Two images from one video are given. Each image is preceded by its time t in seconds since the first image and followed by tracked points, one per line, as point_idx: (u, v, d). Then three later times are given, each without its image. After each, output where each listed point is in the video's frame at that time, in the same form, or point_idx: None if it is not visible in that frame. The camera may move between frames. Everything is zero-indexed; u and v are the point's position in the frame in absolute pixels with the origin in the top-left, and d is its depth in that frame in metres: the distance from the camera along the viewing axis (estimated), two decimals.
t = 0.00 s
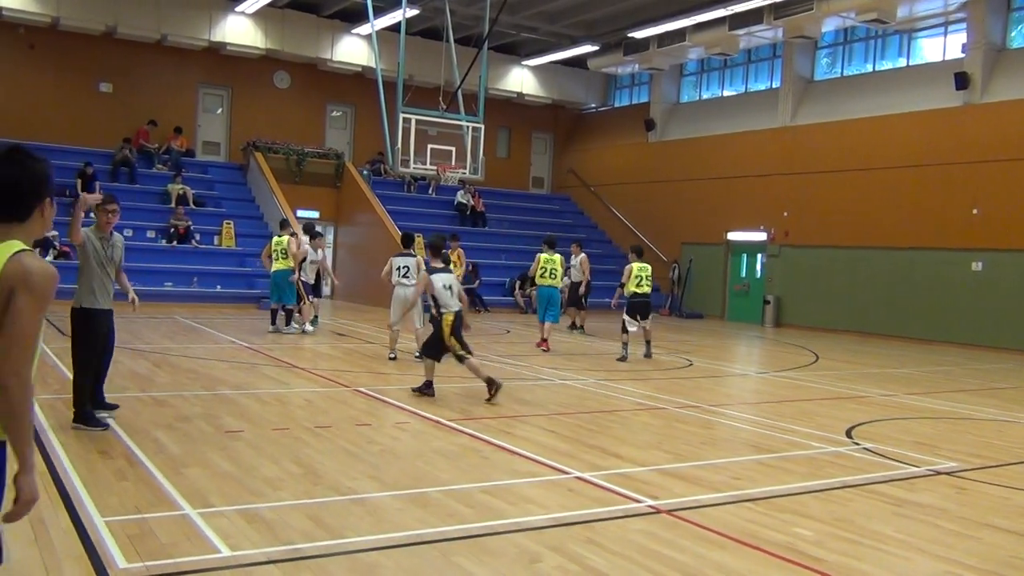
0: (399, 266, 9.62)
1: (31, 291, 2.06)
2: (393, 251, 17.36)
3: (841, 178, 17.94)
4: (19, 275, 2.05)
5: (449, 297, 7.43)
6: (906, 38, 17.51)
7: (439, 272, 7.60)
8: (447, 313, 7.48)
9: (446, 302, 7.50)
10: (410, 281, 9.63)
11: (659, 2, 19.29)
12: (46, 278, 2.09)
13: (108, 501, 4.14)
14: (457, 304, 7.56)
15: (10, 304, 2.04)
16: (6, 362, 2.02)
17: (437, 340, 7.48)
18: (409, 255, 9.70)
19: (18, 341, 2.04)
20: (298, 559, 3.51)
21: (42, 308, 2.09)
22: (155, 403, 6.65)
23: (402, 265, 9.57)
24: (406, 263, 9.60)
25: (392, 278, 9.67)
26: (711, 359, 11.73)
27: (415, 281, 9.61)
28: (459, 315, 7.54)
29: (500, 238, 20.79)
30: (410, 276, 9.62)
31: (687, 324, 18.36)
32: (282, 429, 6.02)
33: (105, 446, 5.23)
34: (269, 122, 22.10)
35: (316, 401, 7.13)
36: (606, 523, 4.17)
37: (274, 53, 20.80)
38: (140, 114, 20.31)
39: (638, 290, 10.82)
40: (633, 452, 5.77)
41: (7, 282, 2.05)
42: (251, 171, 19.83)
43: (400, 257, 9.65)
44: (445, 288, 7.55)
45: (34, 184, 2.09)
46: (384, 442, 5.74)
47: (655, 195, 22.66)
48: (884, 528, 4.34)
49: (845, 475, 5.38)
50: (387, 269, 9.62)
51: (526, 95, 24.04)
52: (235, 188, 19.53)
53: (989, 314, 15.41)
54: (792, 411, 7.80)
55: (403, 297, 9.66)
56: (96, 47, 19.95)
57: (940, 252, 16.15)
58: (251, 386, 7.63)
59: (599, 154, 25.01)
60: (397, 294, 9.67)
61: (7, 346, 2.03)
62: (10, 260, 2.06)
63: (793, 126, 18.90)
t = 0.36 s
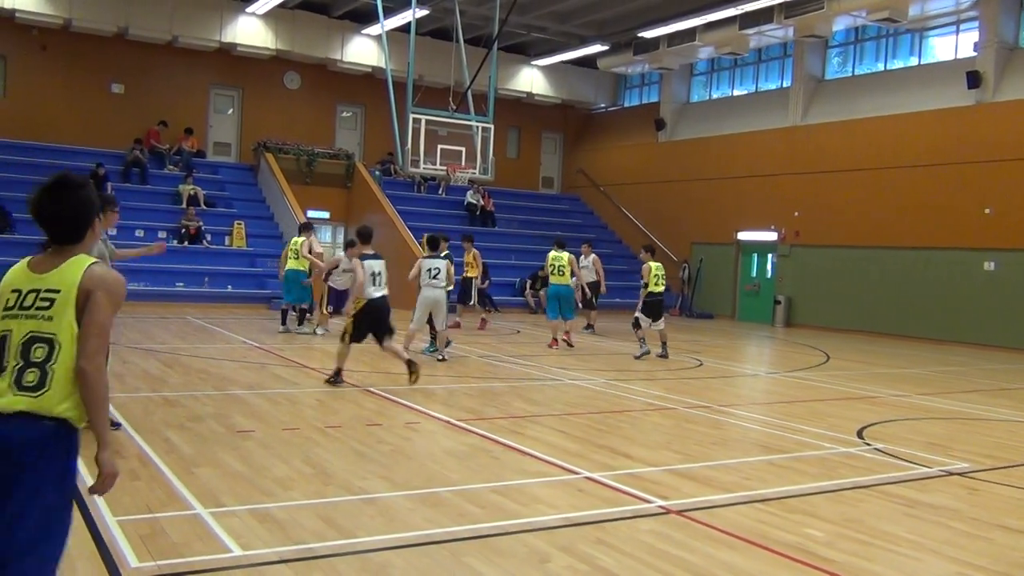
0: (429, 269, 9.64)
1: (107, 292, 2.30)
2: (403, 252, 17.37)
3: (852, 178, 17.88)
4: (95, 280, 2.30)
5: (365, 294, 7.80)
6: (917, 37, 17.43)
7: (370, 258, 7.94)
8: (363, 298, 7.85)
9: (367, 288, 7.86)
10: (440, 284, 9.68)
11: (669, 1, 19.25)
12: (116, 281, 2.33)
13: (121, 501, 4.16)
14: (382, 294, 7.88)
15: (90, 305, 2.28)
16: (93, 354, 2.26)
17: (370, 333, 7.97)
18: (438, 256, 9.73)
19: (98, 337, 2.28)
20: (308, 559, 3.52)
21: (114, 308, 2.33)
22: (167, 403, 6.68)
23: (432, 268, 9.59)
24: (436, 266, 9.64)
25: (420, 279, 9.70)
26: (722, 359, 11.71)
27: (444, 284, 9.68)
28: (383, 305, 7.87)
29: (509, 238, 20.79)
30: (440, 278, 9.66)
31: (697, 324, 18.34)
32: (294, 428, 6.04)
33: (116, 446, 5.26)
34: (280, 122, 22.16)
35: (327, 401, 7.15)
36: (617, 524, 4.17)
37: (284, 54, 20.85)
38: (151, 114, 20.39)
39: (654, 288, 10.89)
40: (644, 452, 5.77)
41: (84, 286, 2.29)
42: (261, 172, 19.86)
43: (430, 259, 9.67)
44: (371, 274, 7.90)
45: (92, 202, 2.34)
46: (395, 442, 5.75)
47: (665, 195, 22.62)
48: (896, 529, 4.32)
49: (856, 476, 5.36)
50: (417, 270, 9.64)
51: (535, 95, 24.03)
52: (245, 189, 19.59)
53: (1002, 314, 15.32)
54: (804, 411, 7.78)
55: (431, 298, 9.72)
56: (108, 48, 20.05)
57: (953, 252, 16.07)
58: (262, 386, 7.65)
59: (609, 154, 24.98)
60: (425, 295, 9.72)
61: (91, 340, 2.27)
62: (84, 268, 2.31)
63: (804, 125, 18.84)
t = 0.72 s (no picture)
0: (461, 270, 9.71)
1: (159, 271, 2.61)
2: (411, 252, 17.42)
3: (860, 178, 17.82)
4: (149, 261, 2.62)
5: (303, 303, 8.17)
6: (926, 37, 17.37)
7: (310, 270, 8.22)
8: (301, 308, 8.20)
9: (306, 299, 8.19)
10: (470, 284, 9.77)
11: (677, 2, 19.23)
12: (164, 259, 2.64)
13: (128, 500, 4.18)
14: (319, 306, 8.27)
15: (146, 283, 2.58)
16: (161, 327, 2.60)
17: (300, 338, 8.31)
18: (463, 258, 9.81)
19: (156, 309, 2.59)
20: (314, 558, 3.53)
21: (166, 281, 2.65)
22: (175, 403, 6.70)
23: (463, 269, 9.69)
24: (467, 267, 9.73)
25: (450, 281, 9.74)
26: (729, 360, 11.69)
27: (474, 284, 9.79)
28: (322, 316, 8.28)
29: (517, 238, 20.80)
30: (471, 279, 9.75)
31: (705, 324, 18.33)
32: (301, 428, 6.05)
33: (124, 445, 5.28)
34: (288, 123, 22.22)
35: (335, 401, 7.16)
36: (624, 524, 4.17)
37: (293, 54, 20.90)
38: (160, 116, 20.48)
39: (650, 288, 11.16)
40: (651, 453, 5.76)
41: (142, 266, 2.61)
42: (270, 173, 19.91)
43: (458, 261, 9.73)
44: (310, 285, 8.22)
45: (136, 189, 2.63)
46: (402, 442, 5.76)
47: (673, 195, 22.59)
48: (904, 530, 4.31)
49: (864, 477, 5.35)
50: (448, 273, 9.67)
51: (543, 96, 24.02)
52: (253, 189, 19.66)
53: (1011, 316, 15.26)
54: (811, 411, 7.76)
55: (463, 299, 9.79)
56: (117, 49, 20.14)
57: (961, 253, 16.01)
58: (269, 386, 7.67)
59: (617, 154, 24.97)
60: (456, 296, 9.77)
61: (156, 314, 2.59)
62: (137, 250, 2.62)
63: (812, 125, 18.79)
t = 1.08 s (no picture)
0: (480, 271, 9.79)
1: (192, 260, 2.98)
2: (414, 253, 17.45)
3: (864, 180, 17.81)
4: (182, 252, 2.98)
5: (267, 292, 8.33)
6: (931, 38, 17.34)
7: (280, 258, 8.32)
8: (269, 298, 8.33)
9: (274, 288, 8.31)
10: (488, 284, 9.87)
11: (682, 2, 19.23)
12: (194, 249, 3.01)
13: (132, 499, 4.18)
14: (282, 293, 8.32)
15: (184, 273, 2.97)
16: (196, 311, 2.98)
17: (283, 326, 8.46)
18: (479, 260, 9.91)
19: (195, 295, 2.99)
20: (316, 557, 3.53)
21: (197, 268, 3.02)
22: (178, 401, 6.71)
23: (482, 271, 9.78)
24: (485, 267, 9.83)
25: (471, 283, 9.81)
26: (732, 360, 11.67)
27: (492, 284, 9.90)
28: (283, 303, 8.31)
29: (520, 238, 20.79)
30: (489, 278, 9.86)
31: (708, 325, 18.31)
32: (303, 427, 6.06)
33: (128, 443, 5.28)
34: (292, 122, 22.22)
35: (337, 400, 7.17)
36: (626, 524, 4.17)
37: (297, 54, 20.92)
38: (164, 115, 20.49)
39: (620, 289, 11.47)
40: (653, 453, 5.76)
41: (176, 257, 2.97)
42: (274, 172, 19.91)
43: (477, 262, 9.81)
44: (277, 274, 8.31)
45: (163, 185, 2.97)
46: (404, 441, 5.76)
47: (677, 196, 22.56)
48: (906, 532, 4.30)
49: (866, 478, 5.35)
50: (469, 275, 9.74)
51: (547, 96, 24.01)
52: (256, 188, 19.66)
53: (1014, 318, 15.25)
54: (814, 413, 7.74)
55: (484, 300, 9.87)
56: (121, 48, 20.16)
57: (965, 255, 16.00)
58: (272, 385, 7.68)
59: (620, 154, 24.95)
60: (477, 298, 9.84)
61: (193, 299, 2.99)
62: (170, 241, 2.98)
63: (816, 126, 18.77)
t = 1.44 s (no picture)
0: (491, 273, 9.85)
1: (175, 264, 3.12)
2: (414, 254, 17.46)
3: (864, 182, 17.81)
4: (166, 255, 3.12)
5: (250, 285, 8.58)
6: (931, 40, 17.36)
7: (263, 251, 8.57)
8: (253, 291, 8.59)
9: (256, 280, 8.56)
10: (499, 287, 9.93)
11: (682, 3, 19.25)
12: (179, 254, 3.14)
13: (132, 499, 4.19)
14: (266, 285, 8.56)
15: (168, 276, 3.10)
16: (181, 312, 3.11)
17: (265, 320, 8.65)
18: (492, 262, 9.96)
19: (179, 296, 3.12)
20: (315, 558, 3.53)
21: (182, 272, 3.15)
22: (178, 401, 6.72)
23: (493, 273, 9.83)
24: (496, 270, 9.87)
25: (481, 285, 9.85)
26: (732, 362, 11.68)
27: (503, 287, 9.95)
28: (267, 295, 8.55)
29: (520, 239, 20.78)
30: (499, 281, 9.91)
31: (707, 327, 18.30)
32: (303, 428, 6.06)
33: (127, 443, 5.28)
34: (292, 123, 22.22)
35: (337, 400, 7.18)
36: (625, 525, 4.18)
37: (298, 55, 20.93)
38: (164, 115, 20.50)
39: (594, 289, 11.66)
40: (653, 454, 5.76)
41: (160, 261, 3.11)
42: (274, 172, 19.91)
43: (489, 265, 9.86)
44: (260, 267, 8.57)
45: (147, 193, 3.12)
46: (403, 442, 5.76)
47: (677, 196, 22.56)
48: (906, 534, 4.30)
49: (866, 480, 5.36)
50: (481, 278, 9.78)
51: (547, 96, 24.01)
52: (256, 188, 19.68)
53: (1013, 320, 15.26)
54: (814, 414, 7.74)
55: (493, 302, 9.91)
56: (122, 48, 20.17)
57: (964, 256, 16.00)
58: (272, 385, 7.69)
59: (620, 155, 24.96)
60: (487, 300, 9.88)
61: (176, 301, 3.11)
62: (155, 247, 3.12)
63: (816, 128, 18.78)
